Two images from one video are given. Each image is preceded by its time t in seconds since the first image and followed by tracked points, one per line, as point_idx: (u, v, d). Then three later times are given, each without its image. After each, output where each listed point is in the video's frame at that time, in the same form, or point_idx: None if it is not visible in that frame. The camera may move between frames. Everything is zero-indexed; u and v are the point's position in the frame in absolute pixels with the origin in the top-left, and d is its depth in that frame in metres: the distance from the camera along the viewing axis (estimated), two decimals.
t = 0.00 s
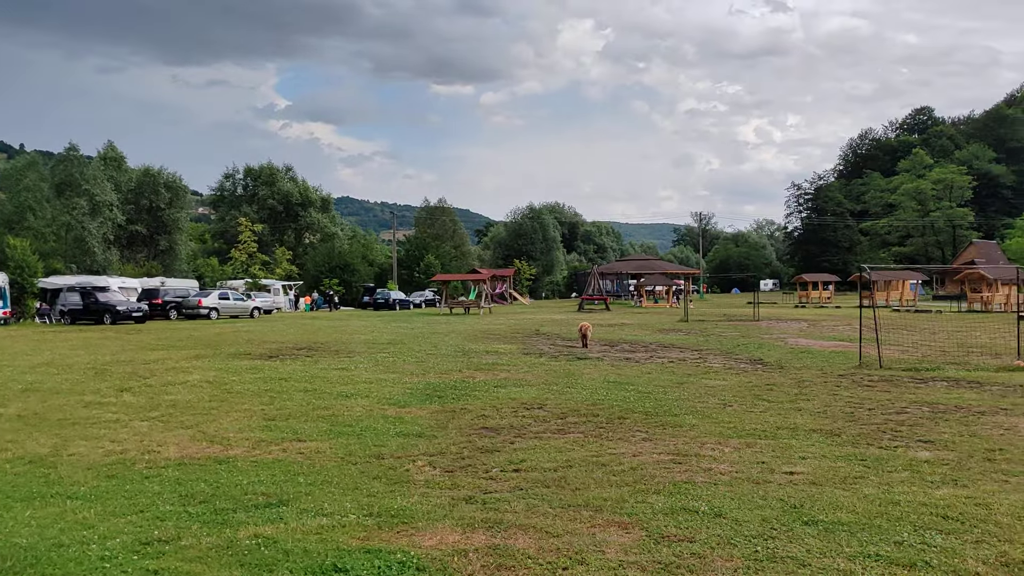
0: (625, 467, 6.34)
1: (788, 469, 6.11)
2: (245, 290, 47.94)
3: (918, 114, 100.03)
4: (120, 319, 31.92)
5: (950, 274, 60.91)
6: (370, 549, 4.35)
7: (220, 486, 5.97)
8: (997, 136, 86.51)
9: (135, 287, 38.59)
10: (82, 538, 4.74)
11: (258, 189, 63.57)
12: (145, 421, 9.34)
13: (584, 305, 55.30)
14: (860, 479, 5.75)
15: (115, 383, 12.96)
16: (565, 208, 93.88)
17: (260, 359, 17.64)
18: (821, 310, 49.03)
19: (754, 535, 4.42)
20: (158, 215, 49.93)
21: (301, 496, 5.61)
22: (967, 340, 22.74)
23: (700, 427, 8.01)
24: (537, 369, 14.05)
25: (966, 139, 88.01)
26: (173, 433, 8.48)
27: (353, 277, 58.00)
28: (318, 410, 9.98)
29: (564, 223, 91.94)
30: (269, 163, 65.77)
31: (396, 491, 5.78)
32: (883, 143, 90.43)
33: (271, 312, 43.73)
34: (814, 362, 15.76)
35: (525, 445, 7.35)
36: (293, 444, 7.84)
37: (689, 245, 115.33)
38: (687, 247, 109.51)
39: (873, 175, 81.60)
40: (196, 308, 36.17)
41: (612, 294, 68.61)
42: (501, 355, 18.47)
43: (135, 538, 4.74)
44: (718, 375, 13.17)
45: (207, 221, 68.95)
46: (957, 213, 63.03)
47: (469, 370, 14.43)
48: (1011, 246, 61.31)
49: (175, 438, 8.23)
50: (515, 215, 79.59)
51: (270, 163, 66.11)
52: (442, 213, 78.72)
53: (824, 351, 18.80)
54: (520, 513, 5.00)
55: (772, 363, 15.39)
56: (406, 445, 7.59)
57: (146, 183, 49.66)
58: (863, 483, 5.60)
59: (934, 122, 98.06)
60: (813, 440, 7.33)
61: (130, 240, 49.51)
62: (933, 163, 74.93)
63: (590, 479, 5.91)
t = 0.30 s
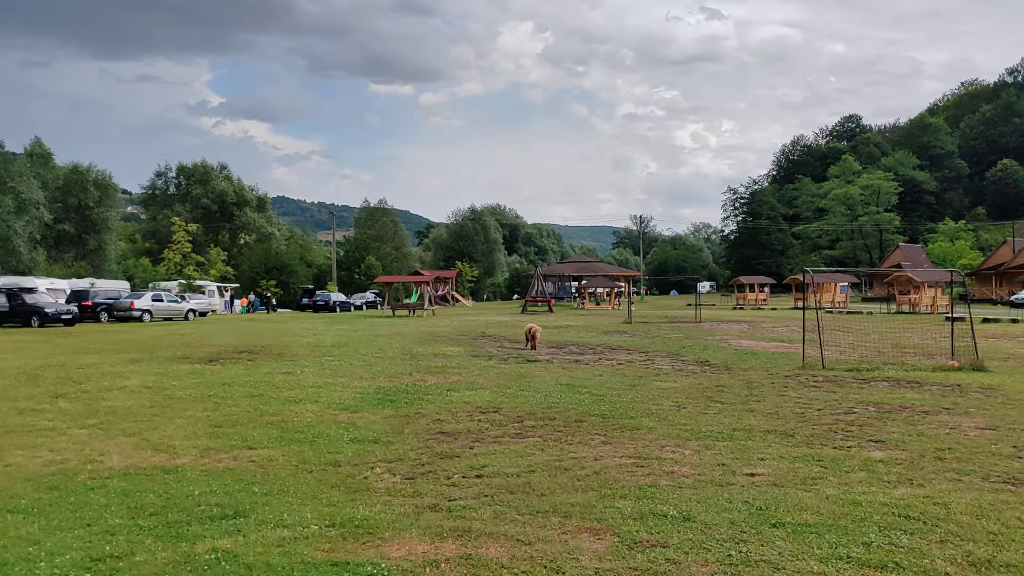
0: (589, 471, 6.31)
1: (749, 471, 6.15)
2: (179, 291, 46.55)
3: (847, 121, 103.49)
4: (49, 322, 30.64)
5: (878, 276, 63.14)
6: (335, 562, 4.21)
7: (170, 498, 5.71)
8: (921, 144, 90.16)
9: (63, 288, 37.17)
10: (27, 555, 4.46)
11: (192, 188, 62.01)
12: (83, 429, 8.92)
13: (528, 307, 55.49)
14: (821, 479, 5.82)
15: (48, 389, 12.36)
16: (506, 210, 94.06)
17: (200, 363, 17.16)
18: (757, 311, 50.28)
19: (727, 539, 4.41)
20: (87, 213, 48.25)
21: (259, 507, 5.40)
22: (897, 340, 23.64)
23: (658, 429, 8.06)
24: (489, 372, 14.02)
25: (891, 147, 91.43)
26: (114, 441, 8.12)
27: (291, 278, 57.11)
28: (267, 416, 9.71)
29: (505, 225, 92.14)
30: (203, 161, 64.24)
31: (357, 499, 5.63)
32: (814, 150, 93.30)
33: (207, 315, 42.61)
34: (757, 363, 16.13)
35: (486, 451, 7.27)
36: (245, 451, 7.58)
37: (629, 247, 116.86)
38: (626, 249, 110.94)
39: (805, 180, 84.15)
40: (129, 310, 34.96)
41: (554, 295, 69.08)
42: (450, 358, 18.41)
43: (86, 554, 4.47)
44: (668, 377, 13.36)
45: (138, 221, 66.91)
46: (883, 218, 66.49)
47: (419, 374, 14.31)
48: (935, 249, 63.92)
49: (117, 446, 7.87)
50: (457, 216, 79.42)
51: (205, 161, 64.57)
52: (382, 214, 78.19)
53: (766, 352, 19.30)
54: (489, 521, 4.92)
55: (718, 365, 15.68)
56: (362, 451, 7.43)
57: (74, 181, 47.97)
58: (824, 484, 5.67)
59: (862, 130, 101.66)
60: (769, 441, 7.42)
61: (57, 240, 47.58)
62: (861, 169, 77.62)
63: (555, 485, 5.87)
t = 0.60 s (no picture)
0: (558, 476, 6.26)
1: (717, 473, 6.16)
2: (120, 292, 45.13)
3: (790, 127, 105.87)
4: None
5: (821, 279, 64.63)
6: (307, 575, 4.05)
7: (126, 508, 5.47)
8: (861, 150, 92.72)
9: None
10: None
11: (133, 186, 60.35)
12: (27, 436, 8.52)
13: (480, 308, 55.36)
14: (787, 481, 5.86)
15: None
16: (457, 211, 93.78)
17: (147, 366, 16.63)
18: (706, 313, 51.03)
19: (702, 544, 4.39)
20: (24, 212, 46.56)
21: (223, 516, 5.21)
22: (844, 341, 24.24)
23: (622, 432, 8.07)
24: (447, 375, 13.91)
25: (833, 152, 93.83)
26: (62, 449, 7.79)
27: (236, 279, 55.99)
28: (221, 421, 9.43)
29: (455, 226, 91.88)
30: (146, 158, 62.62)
31: (324, 507, 5.47)
32: (759, 154, 95.30)
33: (150, 316, 41.38)
34: (714, 365, 16.35)
35: (451, 456, 7.17)
36: (201, 457, 7.32)
37: (578, 249, 117.47)
38: (576, 251, 111.54)
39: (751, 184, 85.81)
40: (69, 311, 33.75)
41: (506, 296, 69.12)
42: (406, 361, 18.23)
43: (40, 570, 4.25)
44: (627, 379, 13.41)
45: (77, 220, 64.77)
46: (826, 222, 68.87)
47: (377, 377, 14.12)
48: (875, 252, 65.82)
49: (65, 455, 7.53)
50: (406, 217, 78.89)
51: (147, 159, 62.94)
52: (331, 214, 77.27)
53: (720, 354, 19.60)
54: (461, 528, 4.82)
55: (674, 367, 15.82)
56: (323, 457, 7.25)
57: (9, 178, 46.24)
58: (792, 486, 5.71)
59: (804, 136, 104.09)
60: (733, 443, 7.47)
61: None
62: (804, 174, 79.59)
63: (524, 490, 5.81)
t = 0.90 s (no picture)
0: (531, 480, 6.17)
1: (691, 475, 6.13)
2: (63, 296, 43.74)
3: (739, 133, 107.69)
4: None
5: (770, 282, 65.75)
6: None
7: (83, 519, 5.21)
8: (806, 156, 94.77)
9: None
10: None
11: (76, 187, 58.66)
12: None
13: (435, 312, 55.05)
14: (761, 483, 5.85)
15: None
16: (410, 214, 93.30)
17: (95, 372, 16.12)
18: (661, 316, 51.48)
19: (684, 547, 4.35)
20: None
21: (186, 527, 4.99)
22: (797, 344, 24.60)
23: (591, 434, 8.04)
24: (408, 379, 13.70)
25: (780, 158, 95.88)
26: (9, 458, 7.41)
27: (183, 282, 54.75)
28: (177, 428, 9.11)
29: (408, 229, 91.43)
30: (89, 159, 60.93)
31: (291, 515, 5.29)
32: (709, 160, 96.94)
33: (95, 320, 40.19)
34: (674, 367, 16.41)
35: (420, 461, 7.02)
36: (159, 465, 7.04)
37: (532, 253, 117.71)
38: (529, 254, 111.69)
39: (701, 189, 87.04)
40: (10, 316, 32.58)
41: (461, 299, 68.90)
42: (364, 365, 17.94)
43: None
44: (589, 382, 13.37)
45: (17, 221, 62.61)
46: (775, 226, 70.44)
47: (335, 381, 13.84)
48: (821, 257, 67.31)
49: (10, 463, 7.16)
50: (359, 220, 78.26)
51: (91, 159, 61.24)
52: (281, 217, 76.24)
53: (679, 356, 19.72)
54: (437, 535, 4.69)
55: (635, 369, 15.89)
56: (286, 464, 7.03)
57: None
58: (766, 487, 5.70)
59: (752, 142, 105.99)
60: (703, 444, 7.46)
61: None
62: (753, 179, 81.09)
63: (497, 495, 5.70)
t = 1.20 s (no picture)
0: (510, 490, 6.10)
1: (671, 483, 6.12)
2: (12, 301, 42.42)
3: (697, 139, 108.99)
4: None
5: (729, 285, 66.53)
6: None
7: (48, 537, 5.01)
8: (763, 163, 96.39)
9: None
10: None
11: (26, 188, 57.04)
12: None
13: (397, 316, 54.64)
14: (742, 490, 5.84)
15: None
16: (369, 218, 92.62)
17: (50, 380, 15.64)
18: (623, 320, 51.79)
19: (673, 558, 4.32)
20: None
21: (159, 544, 4.81)
22: (760, 348, 24.84)
23: (565, 442, 8.01)
24: (376, 385, 13.48)
25: (738, 164, 97.32)
26: None
27: (138, 286, 53.48)
28: (141, 438, 8.84)
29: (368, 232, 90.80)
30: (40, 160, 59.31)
31: (266, 530, 5.15)
32: (669, 165, 97.93)
33: (46, 326, 39.05)
34: (641, 372, 16.43)
35: (395, 471, 6.90)
36: (125, 478, 6.81)
37: (493, 257, 117.59)
38: (491, 258, 111.59)
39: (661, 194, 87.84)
40: None
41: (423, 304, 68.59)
42: (329, 371, 17.65)
43: None
44: (559, 388, 13.31)
45: None
46: (733, 230, 71.66)
47: (301, 389, 13.58)
48: (778, 261, 68.42)
49: None
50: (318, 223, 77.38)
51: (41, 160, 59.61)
52: (238, 220, 74.95)
53: (644, 360, 19.80)
54: (422, 549, 4.59)
55: (603, 374, 15.92)
56: (257, 475, 6.86)
57: None
58: (746, 495, 5.70)
59: (711, 148, 107.40)
60: (678, 451, 7.46)
61: None
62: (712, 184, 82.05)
63: (478, 506, 5.61)
